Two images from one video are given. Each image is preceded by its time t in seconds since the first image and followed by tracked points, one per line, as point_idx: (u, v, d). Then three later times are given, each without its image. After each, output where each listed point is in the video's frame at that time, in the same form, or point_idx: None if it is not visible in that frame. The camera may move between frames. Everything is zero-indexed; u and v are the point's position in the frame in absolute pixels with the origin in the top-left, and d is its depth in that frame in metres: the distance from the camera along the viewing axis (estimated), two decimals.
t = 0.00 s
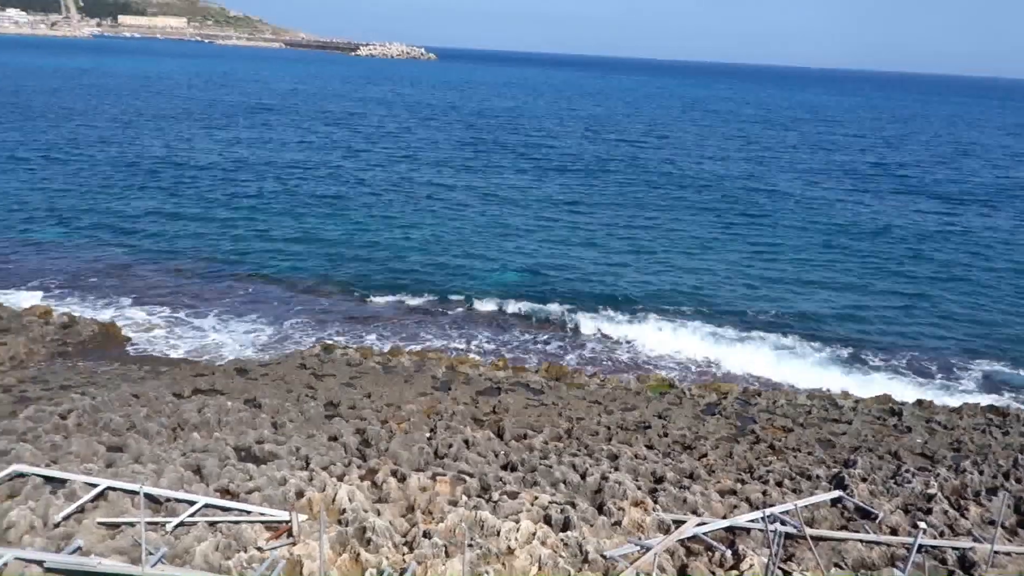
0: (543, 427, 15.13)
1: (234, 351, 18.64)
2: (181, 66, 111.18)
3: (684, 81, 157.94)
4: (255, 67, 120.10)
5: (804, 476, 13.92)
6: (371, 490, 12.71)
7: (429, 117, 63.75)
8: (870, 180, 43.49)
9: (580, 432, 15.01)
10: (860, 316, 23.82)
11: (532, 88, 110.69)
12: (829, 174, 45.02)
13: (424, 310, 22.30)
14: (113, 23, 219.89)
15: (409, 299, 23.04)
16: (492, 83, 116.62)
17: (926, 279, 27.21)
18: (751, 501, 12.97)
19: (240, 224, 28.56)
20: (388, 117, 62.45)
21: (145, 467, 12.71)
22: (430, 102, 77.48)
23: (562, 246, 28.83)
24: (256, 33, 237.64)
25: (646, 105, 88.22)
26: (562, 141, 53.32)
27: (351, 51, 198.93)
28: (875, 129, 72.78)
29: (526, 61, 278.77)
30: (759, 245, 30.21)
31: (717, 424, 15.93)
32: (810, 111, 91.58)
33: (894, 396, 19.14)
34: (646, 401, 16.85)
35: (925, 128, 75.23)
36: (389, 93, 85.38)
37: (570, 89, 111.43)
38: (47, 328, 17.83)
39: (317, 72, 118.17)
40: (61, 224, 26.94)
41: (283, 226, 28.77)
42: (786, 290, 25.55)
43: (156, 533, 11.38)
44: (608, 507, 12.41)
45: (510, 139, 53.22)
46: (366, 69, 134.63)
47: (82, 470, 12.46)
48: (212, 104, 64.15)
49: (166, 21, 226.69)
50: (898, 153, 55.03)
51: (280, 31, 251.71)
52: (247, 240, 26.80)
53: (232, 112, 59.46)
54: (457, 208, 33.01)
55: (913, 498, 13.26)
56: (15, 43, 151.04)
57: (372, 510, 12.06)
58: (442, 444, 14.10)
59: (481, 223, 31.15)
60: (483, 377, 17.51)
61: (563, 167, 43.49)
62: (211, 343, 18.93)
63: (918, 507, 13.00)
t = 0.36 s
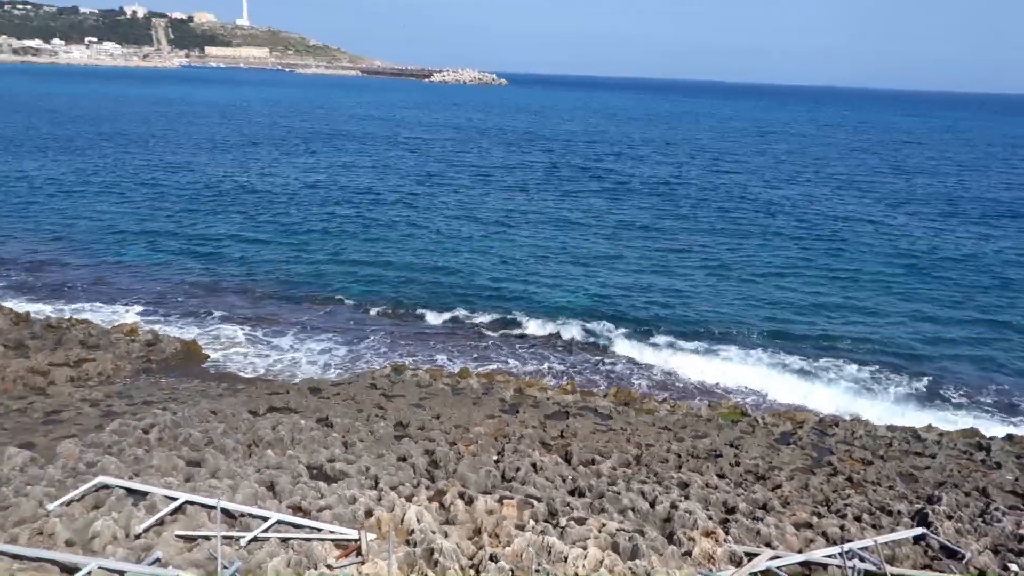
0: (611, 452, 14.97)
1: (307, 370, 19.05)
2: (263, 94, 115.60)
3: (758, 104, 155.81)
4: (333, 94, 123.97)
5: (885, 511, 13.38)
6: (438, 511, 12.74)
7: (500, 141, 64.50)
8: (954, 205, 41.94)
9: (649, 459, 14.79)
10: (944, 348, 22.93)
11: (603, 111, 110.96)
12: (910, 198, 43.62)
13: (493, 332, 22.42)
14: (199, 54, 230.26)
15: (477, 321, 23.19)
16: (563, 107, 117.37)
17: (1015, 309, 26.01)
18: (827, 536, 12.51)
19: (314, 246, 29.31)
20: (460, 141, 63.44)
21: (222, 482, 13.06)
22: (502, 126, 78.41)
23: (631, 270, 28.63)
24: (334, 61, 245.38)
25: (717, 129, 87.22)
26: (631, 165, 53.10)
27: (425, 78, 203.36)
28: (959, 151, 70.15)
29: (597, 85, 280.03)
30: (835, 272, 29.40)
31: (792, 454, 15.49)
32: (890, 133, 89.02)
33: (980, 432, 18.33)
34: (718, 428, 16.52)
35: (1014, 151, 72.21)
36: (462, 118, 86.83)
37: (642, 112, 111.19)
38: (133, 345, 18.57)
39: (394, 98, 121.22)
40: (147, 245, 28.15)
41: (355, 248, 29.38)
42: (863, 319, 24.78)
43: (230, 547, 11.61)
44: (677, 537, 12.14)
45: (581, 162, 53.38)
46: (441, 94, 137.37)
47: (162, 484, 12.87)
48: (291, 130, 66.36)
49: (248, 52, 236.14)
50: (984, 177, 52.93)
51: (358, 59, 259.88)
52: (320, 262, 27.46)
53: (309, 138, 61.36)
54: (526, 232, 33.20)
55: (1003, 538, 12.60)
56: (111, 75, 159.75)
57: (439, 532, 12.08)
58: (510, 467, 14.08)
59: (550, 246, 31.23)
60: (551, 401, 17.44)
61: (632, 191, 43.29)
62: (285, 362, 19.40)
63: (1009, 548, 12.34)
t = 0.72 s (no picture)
0: (682, 474, 14.73)
1: (378, 384, 19.36)
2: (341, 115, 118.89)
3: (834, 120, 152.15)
4: (408, 114, 126.54)
5: (972, 543, 12.76)
6: (506, 528, 12.73)
7: (569, 160, 64.71)
8: None
9: (721, 482, 14.49)
10: None
11: (674, 129, 110.01)
12: (999, 217, 41.83)
13: (561, 349, 22.41)
14: (279, 77, 238.56)
15: (546, 338, 23.18)
16: (634, 125, 116.89)
17: None
18: (910, 567, 11.99)
19: (386, 263, 29.86)
20: (530, 160, 63.86)
21: (296, 493, 13.35)
22: (571, 145, 78.65)
23: (702, 290, 28.21)
24: (407, 82, 250.71)
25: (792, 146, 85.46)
26: (703, 183, 52.40)
27: (496, 97, 205.64)
28: None
29: (666, 103, 278.08)
30: (917, 293, 28.34)
31: (871, 481, 14.95)
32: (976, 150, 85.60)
33: None
34: (793, 452, 16.09)
35: None
36: (532, 137, 87.47)
37: (714, 130, 109.84)
38: (214, 357, 19.24)
39: (465, 117, 123.14)
40: (228, 262, 29.19)
41: (426, 266, 29.80)
42: (947, 343, 23.80)
43: (304, 557, 11.82)
44: (751, 562, 11.80)
45: (651, 180, 53.08)
46: (511, 113, 138.72)
47: (239, 493, 13.24)
48: (365, 150, 68.00)
49: (325, 74, 243.37)
50: None
51: (429, 79, 264.89)
52: (391, 279, 27.94)
53: (383, 157, 62.74)
54: (595, 250, 33.15)
55: None
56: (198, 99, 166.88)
57: (508, 549, 12.06)
58: (578, 486, 13.99)
59: (620, 264, 31.11)
60: (621, 420, 17.30)
61: (704, 209, 42.72)
62: (357, 376, 19.77)
63: None
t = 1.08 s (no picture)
0: (736, 496, 14.44)
1: (430, 395, 19.50)
2: (402, 129, 120.86)
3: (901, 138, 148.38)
4: (467, 129, 127.98)
5: None
6: (556, 545, 12.64)
7: (626, 176, 64.46)
8: None
9: (777, 506, 14.16)
10: None
11: (734, 146, 108.67)
12: None
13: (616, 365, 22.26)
14: (343, 92, 244.02)
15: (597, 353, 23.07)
16: (694, 141, 115.91)
17: None
18: None
19: (441, 276, 30.14)
20: (587, 175, 63.84)
21: (348, 501, 13.50)
22: (628, 161, 78.38)
23: (759, 310, 27.73)
24: (466, 97, 253.45)
25: (857, 164, 83.59)
26: (763, 202, 51.62)
27: (553, 113, 206.37)
28: None
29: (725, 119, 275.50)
30: (985, 319, 27.37)
31: (935, 511, 14.44)
32: None
33: None
34: (852, 478, 15.63)
35: None
36: (589, 152, 87.46)
37: (775, 147, 108.20)
38: (272, 364, 19.64)
39: (523, 133, 123.79)
40: (288, 271, 29.83)
41: (480, 279, 29.98)
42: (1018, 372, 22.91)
43: (354, 565, 11.93)
44: None
45: (709, 198, 52.53)
46: (568, 129, 138.92)
47: (293, 499, 13.45)
48: (425, 163, 68.91)
49: (387, 88, 247.78)
50: None
51: (488, 95, 267.42)
52: (446, 292, 28.19)
53: (441, 171, 63.51)
54: (650, 267, 32.92)
55: None
56: (266, 112, 171.89)
57: (557, 566, 11.97)
58: (629, 505, 13.84)
59: (675, 282, 30.81)
60: (674, 439, 17.08)
61: (763, 228, 42.05)
62: (410, 386, 19.93)
63: None
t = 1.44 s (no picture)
0: (776, 506, 14.23)
1: (469, 393, 19.58)
2: (447, 129, 121.64)
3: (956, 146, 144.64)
4: (512, 130, 128.27)
5: None
6: (591, 547, 12.59)
7: (670, 180, 63.99)
8: None
9: (818, 517, 13.93)
10: None
11: (782, 151, 107.09)
12: None
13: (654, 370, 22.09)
14: (390, 91, 246.51)
15: (637, 357, 22.95)
16: (741, 146, 114.52)
17: None
18: None
19: (482, 275, 30.23)
20: (630, 179, 63.52)
21: (386, 496, 13.62)
22: (673, 165, 77.72)
23: (804, 318, 27.29)
24: (511, 98, 253.75)
25: (909, 172, 81.75)
26: (810, 208, 50.78)
27: (599, 115, 205.63)
28: None
29: (773, 124, 271.61)
30: None
31: (982, 529, 14.07)
32: None
33: None
34: (897, 492, 15.30)
35: None
36: (633, 155, 86.94)
37: (825, 153, 106.33)
38: (314, 359, 19.88)
39: (567, 134, 123.50)
40: (332, 267, 30.20)
41: (522, 280, 30.01)
42: None
43: (390, 559, 12.02)
44: None
45: (755, 203, 51.88)
46: (613, 131, 138.18)
47: (332, 493, 13.61)
48: (469, 163, 69.21)
49: (432, 88, 249.56)
50: None
51: (533, 97, 267.74)
52: (487, 292, 28.26)
53: (485, 171, 63.72)
54: (693, 272, 32.63)
55: None
56: (315, 110, 174.20)
57: (592, 569, 11.92)
58: (667, 510, 13.72)
59: (718, 288, 30.49)
60: (713, 446, 16.91)
61: (810, 235, 41.39)
62: (450, 384, 20.02)
63: None
